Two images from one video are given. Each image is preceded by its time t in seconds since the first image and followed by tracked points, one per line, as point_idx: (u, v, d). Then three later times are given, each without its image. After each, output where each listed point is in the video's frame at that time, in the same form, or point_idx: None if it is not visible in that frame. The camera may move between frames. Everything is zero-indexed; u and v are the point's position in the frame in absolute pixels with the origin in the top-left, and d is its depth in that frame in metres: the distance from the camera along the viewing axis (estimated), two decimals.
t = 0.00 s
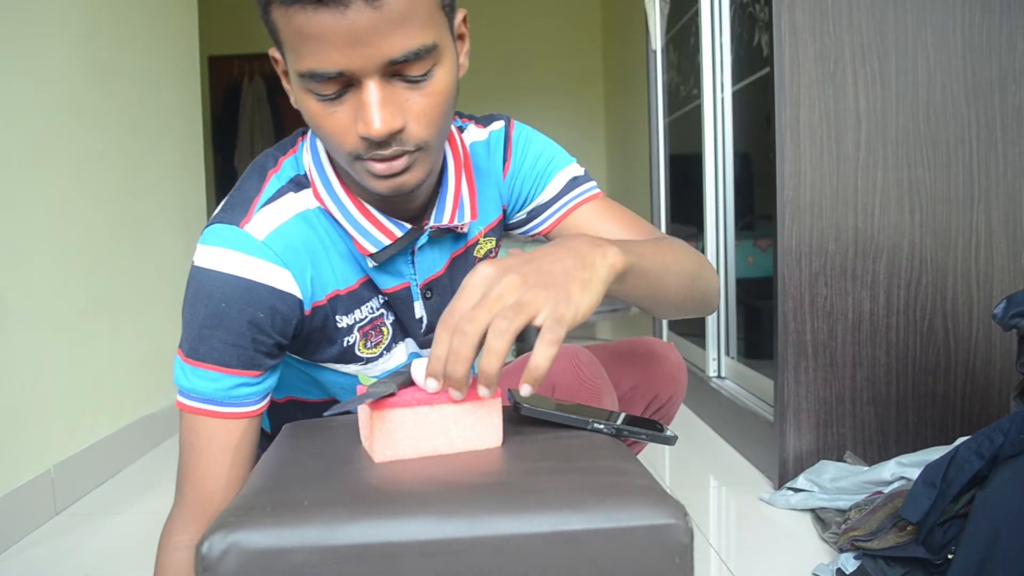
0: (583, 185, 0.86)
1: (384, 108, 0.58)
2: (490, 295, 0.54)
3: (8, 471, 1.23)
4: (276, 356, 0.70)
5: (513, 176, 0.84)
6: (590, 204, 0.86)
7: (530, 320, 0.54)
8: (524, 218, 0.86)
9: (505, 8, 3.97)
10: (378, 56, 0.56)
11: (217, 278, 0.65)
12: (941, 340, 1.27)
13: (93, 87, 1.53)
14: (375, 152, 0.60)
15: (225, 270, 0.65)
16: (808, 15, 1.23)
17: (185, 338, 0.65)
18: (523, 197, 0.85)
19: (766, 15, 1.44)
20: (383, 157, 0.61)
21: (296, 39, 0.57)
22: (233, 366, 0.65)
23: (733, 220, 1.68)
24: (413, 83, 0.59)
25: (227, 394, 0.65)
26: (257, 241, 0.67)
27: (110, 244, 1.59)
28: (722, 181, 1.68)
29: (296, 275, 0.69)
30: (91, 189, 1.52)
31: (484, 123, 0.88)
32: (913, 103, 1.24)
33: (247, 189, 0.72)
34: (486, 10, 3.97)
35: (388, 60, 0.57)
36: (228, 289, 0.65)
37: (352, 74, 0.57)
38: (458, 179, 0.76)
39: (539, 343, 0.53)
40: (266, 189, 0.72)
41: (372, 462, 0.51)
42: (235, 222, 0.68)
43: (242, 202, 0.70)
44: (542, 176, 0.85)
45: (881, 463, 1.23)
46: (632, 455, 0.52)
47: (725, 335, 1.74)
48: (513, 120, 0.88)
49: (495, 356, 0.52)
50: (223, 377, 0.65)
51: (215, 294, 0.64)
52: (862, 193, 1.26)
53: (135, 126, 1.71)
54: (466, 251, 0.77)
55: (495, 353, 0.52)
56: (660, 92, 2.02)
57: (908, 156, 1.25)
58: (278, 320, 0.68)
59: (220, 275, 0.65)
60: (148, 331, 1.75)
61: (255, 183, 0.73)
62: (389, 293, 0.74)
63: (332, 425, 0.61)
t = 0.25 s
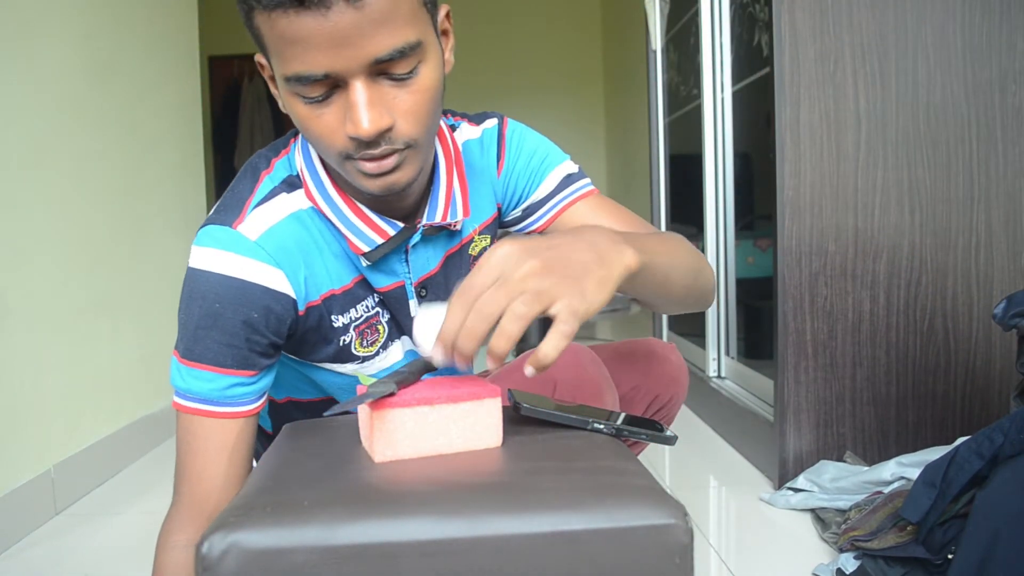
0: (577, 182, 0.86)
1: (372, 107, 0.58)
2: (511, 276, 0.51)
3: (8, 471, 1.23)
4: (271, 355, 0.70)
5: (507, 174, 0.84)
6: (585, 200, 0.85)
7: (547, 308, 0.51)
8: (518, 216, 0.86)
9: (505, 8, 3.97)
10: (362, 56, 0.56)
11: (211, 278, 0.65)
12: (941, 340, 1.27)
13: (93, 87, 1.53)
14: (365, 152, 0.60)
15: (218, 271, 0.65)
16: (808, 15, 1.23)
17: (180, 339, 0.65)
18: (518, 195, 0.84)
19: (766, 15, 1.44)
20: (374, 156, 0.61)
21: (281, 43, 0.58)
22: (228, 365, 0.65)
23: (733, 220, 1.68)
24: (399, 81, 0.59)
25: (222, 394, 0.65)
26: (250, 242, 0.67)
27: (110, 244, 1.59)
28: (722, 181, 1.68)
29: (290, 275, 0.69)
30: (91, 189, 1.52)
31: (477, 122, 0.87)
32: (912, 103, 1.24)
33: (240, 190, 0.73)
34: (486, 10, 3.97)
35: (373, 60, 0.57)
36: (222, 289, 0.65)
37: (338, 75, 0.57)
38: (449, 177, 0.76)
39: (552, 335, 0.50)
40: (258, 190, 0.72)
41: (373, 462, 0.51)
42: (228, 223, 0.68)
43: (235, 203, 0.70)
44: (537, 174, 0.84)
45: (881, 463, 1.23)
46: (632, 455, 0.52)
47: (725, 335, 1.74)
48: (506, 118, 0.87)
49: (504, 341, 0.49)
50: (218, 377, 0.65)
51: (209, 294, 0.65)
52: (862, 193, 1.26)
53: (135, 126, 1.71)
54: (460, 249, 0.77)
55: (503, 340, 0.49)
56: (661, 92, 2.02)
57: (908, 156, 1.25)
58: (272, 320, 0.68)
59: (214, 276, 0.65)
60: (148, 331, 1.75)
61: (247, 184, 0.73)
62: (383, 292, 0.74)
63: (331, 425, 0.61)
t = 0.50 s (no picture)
0: (576, 181, 0.85)
1: (381, 100, 0.58)
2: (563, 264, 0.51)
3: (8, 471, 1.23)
4: (271, 355, 0.70)
5: (506, 174, 0.84)
6: (584, 200, 0.84)
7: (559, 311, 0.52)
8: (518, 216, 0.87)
9: (505, 8, 3.97)
10: (368, 49, 0.56)
11: (210, 279, 0.65)
12: (941, 340, 1.27)
13: (92, 86, 1.53)
14: (376, 146, 0.60)
15: (218, 271, 0.65)
16: (808, 15, 1.23)
17: (180, 340, 0.65)
18: (516, 195, 0.85)
19: (766, 15, 1.44)
20: (385, 150, 0.61)
21: (285, 44, 0.58)
22: (228, 366, 0.65)
23: (733, 220, 1.68)
24: (404, 73, 0.59)
25: (222, 395, 0.66)
26: (249, 242, 0.67)
27: (110, 244, 1.59)
28: (722, 181, 1.68)
29: (290, 275, 0.69)
30: (91, 188, 1.52)
31: (474, 121, 0.87)
32: (913, 103, 1.24)
33: (240, 190, 0.72)
34: (486, 10, 3.98)
35: (378, 52, 0.57)
36: (221, 290, 0.65)
37: (345, 68, 0.57)
38: (447, 178, 0.76)
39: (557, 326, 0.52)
40: (258, 190, 0.72)
41: (372, 462, 0.51)
42: (228, 223, 0.68)
43: (234, 203, 0.70)
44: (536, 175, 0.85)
45: (880, 463, 1.23)
46: (632, 455, 0.52)
47: (725, 335, 1.74)
48: (504, 118, 0.87)
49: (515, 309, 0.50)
50: (218, 378, 0.65)
51: (208, 295, 0.65)
52: (862, 193, 1.26)
53: (135, 126, 1.71)
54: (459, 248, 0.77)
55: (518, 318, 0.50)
56: (661, 92, 2.02)
57: (908, 156, 1.25)
58: (272, 320, 0.68)
59: (214, 277, 0.65)
60: (148, 331, 1.75)
61: (247, 184, 0.73)
62: (383, 292, 0.74)
63: (331, 425, 0.61)
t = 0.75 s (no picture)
0: (576, 180, 0.85)
1: (384, 102, 0.58)
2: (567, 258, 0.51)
3: (8, 471, 1.23)
4: (272, 355, 0.70)
5: (507, 175, 0.84)
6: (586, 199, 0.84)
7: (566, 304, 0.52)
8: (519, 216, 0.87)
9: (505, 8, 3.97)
10: (371, 52, 0.56)
11: (212, 279, 0.65)
12: (941, 339, 1.27)
13: (93, 86, 1.53)
14: (380, 149, 0.60)
15: (220, 272, 0.65)
16: (808, 15, 1.23)
17: (182, 340, 0.65)
18: (517, 195, 0.85)
19: (766, 15, 1.44)
20: (388, 152, 0.61)
21: (287, 48, 0.58)
22: (230, 366, 0.65)
23: (733, 220, 1.68)
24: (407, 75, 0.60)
25: (224, 395, 0.66)
26: (251, 242, 0.67)
27: (110, 244, 1.59)
28: (722, 181, 1.68)
29: (291, 276, 0.69)
30: (91, 188, 1.52)
31: (474, 121, 0.87)
32: (913, 103, 1.24)
33: (241, 190, 0.72)
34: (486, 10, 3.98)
35: (382, 54, 0.57)
36: (223, 290, 0.65)
37: (348, 72, 0.57)
38: (448, 180, 0.75)
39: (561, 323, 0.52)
40: (260, 191, 0.72)
41: (372, 462, 0.51)
42: (229, 224, 0.68)
43: (235, 203, 0.70)
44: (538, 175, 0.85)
45: (880, 463, 1.23)
46: (632, 455, 0.52)
47: (726, 335, 1.74)
48: (504, 117, 0.87)
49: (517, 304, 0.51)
50: (219, 378, 0.65)
51: (210, 296, 0.64)
52: (862, 193, 1.26)
53: (135, 126, 1.71)
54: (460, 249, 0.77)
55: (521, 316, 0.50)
56: (661, 92, 2.02)
57: (908, 156, 1.25)
58: (273, 320, 0.68)
59: (215, 277, 0.65)
60: (148, 331, 1.75)
61: (248, 185, 0.73)
62: (384, 292, 0.74)
63: (331, 425, 0.61)
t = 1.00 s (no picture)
0: (579, 181, 0.84)
1: (358, 113, 0.57)
2: (512, 232, 0.50)
3: (8, 471, 1.23)
4: (273, 354, 0.70)
5: (509, 175, 0.84)
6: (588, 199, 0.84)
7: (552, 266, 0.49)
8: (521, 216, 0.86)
9: (505, 8, 3.97)
10: (344, 62, 0.56)
11: (213, 278, 0.65)
12: (941, 339, 1.27)
13: (92, 87, 1.53)
14: (357, 159, 0.60)
15: (221, 270, 0.65)
16: (808, 15, 1.23)
17: (183, 339, 0.65)
18: (519, 195, 0.85)
19: (766, 15, 1.44)
20: (367, 164, 0.61)
21: (266, 55, 0.58)
22: (230, 365, 0.65)
23: (733, 220, 1.68)
24: (385, 86, 0.59)
25: (225, 394, 0.66)
26: (251, 241, 0.67)
27: (110, 245, 1.59)
28: (722, 181, 1.68)
29: (292, 275, 0.69)
30: (91, 188, 1.52)
31: (477, 122, 0.88)
32: (913, 103, 1.24)
33: (242, 190, 0.72)
34: (486, 10, 3.98)
35: (356, 65, 0.57)
36: (224, 289, 0.65)
37: (322, 82, 0.57)
38: (449, 177, 0.76)
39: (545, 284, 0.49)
40: (260, 190, 0.72)
41: (372, 462, 0.51)
42: (230, 223, 0.68)
43: (236, 203, 0.70)
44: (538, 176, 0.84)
45: (880, 463, 1.23)
46: (632, 455, 0.52)
47: (726, 335, 1.74)
48: (506, 119, 0.88)
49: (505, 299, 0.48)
50: (220, 377, 0.65)
51: (211, 294, 0.64)
52: (862, 193, 1.26)
53: (135, 126, 1.71)
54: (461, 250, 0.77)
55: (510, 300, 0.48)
56: (661, 92, 2.02)
57: (908, 156, 1.25)
58: (274, 319, 0.68)
59: (216, 276, 0.65)
60: (148, 331, 1.75)
61: (248, 184, 0.73)
62: (383, 293, 0.74)
63: (331, 425, 0.61)
